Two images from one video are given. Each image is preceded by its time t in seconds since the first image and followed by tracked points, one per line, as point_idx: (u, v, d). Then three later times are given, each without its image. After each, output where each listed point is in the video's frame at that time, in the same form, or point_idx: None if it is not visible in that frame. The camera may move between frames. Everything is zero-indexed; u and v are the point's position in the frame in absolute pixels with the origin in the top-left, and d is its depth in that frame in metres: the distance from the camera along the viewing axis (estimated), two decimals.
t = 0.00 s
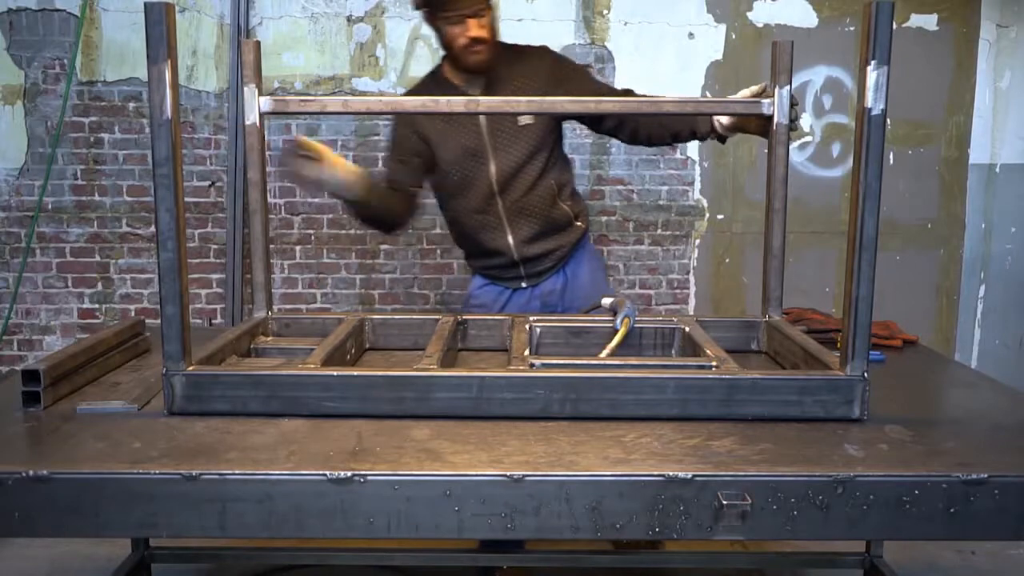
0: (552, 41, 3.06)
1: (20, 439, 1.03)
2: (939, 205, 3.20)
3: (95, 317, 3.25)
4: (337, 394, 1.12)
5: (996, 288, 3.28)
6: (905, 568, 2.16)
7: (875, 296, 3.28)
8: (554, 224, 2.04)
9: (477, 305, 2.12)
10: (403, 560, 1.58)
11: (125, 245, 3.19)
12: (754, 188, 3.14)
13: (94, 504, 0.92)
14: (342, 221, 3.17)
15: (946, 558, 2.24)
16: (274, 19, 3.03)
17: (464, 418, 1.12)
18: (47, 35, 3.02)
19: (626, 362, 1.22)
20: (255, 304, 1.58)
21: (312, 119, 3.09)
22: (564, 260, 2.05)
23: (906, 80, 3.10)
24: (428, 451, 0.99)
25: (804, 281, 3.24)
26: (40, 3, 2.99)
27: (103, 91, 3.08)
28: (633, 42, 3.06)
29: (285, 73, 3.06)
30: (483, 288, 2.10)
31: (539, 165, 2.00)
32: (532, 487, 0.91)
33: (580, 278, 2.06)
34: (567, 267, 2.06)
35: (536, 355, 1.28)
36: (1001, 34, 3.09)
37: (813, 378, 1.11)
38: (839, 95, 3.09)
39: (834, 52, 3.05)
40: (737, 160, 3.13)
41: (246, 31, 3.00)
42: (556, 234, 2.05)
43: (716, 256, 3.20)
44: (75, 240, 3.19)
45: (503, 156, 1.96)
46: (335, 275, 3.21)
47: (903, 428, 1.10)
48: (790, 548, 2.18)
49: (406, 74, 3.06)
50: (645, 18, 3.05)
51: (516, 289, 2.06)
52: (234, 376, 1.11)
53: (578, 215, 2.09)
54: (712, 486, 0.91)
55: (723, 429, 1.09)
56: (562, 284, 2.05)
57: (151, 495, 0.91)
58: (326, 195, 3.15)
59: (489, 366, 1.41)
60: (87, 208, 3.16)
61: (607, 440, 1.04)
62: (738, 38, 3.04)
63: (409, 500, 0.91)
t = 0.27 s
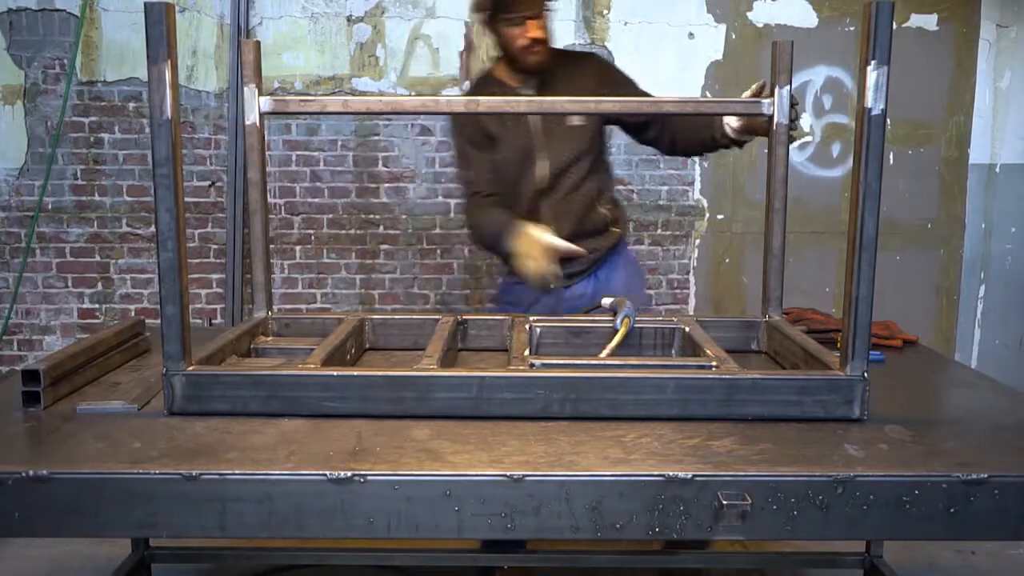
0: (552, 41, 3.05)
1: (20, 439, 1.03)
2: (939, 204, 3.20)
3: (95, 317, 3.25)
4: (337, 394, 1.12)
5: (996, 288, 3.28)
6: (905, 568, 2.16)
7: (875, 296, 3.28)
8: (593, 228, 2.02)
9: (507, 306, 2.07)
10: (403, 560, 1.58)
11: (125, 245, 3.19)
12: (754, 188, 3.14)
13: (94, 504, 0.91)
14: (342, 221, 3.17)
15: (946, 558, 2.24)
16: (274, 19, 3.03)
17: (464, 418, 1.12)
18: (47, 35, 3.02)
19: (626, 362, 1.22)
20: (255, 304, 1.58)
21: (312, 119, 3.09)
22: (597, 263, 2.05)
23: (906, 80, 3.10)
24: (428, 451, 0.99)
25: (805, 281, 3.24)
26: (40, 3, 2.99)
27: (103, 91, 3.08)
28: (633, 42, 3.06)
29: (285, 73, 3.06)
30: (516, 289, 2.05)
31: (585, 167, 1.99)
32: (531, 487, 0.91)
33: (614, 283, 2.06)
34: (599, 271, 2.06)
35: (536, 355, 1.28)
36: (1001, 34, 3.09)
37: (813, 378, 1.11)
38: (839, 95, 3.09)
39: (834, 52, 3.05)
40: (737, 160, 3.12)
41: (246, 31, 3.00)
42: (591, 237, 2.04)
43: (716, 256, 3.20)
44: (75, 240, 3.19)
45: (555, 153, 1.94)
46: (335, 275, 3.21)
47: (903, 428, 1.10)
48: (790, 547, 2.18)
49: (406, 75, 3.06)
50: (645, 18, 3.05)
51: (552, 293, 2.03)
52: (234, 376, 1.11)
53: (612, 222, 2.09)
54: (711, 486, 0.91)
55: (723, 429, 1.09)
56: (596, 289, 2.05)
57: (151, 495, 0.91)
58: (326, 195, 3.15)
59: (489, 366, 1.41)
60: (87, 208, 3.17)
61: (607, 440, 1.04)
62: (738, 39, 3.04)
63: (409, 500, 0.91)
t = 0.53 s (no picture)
0: (552, 40, 3.05)
1: (20, 439, 1.03)
2: (939, 204, 3.20)
3: (95, 317, 3.25)
4: (337, 394, 1.12)
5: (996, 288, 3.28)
6: (904, 567, 2.16)
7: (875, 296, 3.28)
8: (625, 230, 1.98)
9: (580, 301, 2.06)
10: (403, 560, 1.58)
11: (125, 245, 3.20)
12: (754, 188, 3.14)
13: (94, 504, 0.91)
14: (342, 221, 3.17)
15: (946, 558, 2.24)
16: (274, 19, 3.03)
17: (464, 418, 1.12)
18: (48, 35, 3.02)
19: (627, 362, 1.22)
20: (255, 304, 1.58)
21: (312, 119, 3.09)
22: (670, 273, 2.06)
23: (906, 79, 3.10)
24: (428, 451, 0.99)
25: (805, 281, 3.23)
26: (40, 2, 2.99)
27: (103, 91, 3.08)
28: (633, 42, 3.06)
29: (285, 73, 3.06)
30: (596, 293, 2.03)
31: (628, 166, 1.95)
32: (532, 487, 0.91)
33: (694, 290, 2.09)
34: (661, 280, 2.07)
35: (535, 355, 1.28)
36: (1001, 34, 3.09)
37: (813, 378, 1.11)
38: (839, 95, 3.09)
39: (835, 52, 3.05)
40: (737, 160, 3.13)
41: (246, 31, 3.00)
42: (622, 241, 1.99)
43: (716, 256, 3.20)
44: (75, 240, 3.19)
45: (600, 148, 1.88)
46: (335, 275, 3.21)
47: (903, 428, 1.10)
48: (789, 548, 2.19)
49: (406, 75, 3.06)
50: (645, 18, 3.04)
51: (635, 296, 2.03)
52: (234, 376, 1.11)
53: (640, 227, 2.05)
54: (712, 486, 0.91)
55: (723, 429, 1.09)
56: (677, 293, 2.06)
57: (151, 495, 0.91)
58: (326, 195, 3.15)
59: (489, 366, 1.41)
60: (87, 208, 3.17)
61: (607, 440, 1.04)
62: (738, 39, 3.04)
63: (409, 500, 0.91)
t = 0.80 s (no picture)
0: (552, 40, 3.05)
1: (21, 439, 1.03)
2: (940, 204, 3.20)
3: (94, 317, 3.25)
4: (336, 394, 1.12)
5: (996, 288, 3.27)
6: (904, 567, 2.16)
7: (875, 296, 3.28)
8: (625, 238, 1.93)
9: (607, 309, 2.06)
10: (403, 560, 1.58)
11: (125, 245, 3.20)
12: (754, 188, 3.14)
13: (94, 505, 0.91)
14: (342, 221, 3.17)
15: (946, 558, 2.24)
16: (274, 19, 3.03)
17: (463, 418, 1.12)
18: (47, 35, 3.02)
19: (626, 362, 1.22)
20: (255, 304, 1.57)
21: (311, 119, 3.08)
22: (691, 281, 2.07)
23: (906, 80, 3.10)
24: (428, 451, 0.99)
25: (805, 281, 3.23)
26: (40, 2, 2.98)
27: (103, 91, 3.07)
28: (633, 42, 3.05)
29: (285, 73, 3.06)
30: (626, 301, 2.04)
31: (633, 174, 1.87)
32: (532, 488, 0.91)
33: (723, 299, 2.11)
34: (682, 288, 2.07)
35: (535, 355, 1.28)
36: (1001, 34, 3.09)
37: (813, 378, 1.11)
38: (839, 94, 3.09)
39: (835, 52, 3.05)
40: (737, 160, 3.12)
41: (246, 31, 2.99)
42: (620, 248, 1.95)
43: (716, 256, 3.20)
44: (75, 240, 3.19)
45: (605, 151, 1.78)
46: (335, 275, 3.21)
47: (903, 428, 1.10)
48: (789, 548, 2.19)
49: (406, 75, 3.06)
50: (645, 18, 3.04)
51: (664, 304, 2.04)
52: (234, 376, 1.11)
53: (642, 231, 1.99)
54: (712, 486, 0.91)
55: (723, 429, 1.09)
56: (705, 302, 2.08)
57: (151, 495, 0.91)
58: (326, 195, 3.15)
59: (489, 366, 1.41)
60: (87, 208, 3.17)
61: (607, 440, 1.04)
62: (738, 39, 3.04)
63: (409, 500, 0.91)
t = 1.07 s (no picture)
0: (552, 40, 3.05)
1: (20, 440, 1.03)
2: (940, 204, 3.20)
3: (94, 317, 3.25)
4: (336, 394, 1.12)
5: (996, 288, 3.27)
6: (903, 567, 2.17)
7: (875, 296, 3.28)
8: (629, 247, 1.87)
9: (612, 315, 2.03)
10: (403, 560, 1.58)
11: (125, 245, 3.20)
12: (754, 188, 3.14)
13: (93, 505, 0.91)
14: (342, 221, 3.17)
15: (946, 558, 2.24)
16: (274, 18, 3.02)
17: (463, 418, 1.12)
18: (47, 35, 3.02)
19: (627, 362, 1.22)
20: (255, 304, 1.58)
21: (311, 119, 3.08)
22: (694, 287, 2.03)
23: (906, 80, 3.10)
24: (428, 451, 0.99)
25: (805, 281, 3.23)
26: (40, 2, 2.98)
27: (103, 91, 3.07)
28: (633, 42, 3.05)
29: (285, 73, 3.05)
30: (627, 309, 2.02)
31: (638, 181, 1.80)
32: (532, 487, 0.91)
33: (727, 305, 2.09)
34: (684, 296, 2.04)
35: (535, 355, 1.28)
36: (1001, 34, 3.09)
37: (813, 378, 1.11)
38: (839, 94, 3.09)
39: (835, 52, 3.05)
40: (737, 160, 3.12)
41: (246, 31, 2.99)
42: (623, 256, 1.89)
43: (716, 256, 3.20)
44: (75, 240, 3.19)
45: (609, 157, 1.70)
46: (335, 275, 3.21)
47: (903, 428, 1.10)
48: (789, 548, 2.19)
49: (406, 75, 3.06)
50: (645, 18, 3.04)
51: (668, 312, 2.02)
52: (234, 376, 1.11)
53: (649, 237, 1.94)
54: (711, 486, 0.91)
55: (723, 429, 1.08)
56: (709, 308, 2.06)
57: (151, 495, 0.91)
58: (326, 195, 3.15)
59: (489, 366, 1.41)
60: (87, 208, 3.17)
61: (607, 440, 1.04)
62: (738, 39, 3.04)
63: (409, 500, 0.91)
